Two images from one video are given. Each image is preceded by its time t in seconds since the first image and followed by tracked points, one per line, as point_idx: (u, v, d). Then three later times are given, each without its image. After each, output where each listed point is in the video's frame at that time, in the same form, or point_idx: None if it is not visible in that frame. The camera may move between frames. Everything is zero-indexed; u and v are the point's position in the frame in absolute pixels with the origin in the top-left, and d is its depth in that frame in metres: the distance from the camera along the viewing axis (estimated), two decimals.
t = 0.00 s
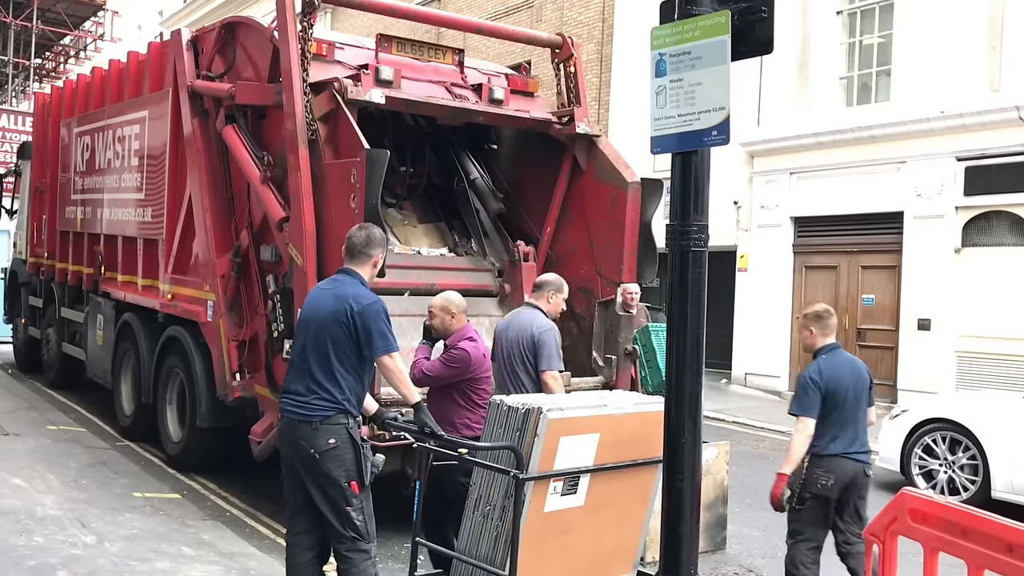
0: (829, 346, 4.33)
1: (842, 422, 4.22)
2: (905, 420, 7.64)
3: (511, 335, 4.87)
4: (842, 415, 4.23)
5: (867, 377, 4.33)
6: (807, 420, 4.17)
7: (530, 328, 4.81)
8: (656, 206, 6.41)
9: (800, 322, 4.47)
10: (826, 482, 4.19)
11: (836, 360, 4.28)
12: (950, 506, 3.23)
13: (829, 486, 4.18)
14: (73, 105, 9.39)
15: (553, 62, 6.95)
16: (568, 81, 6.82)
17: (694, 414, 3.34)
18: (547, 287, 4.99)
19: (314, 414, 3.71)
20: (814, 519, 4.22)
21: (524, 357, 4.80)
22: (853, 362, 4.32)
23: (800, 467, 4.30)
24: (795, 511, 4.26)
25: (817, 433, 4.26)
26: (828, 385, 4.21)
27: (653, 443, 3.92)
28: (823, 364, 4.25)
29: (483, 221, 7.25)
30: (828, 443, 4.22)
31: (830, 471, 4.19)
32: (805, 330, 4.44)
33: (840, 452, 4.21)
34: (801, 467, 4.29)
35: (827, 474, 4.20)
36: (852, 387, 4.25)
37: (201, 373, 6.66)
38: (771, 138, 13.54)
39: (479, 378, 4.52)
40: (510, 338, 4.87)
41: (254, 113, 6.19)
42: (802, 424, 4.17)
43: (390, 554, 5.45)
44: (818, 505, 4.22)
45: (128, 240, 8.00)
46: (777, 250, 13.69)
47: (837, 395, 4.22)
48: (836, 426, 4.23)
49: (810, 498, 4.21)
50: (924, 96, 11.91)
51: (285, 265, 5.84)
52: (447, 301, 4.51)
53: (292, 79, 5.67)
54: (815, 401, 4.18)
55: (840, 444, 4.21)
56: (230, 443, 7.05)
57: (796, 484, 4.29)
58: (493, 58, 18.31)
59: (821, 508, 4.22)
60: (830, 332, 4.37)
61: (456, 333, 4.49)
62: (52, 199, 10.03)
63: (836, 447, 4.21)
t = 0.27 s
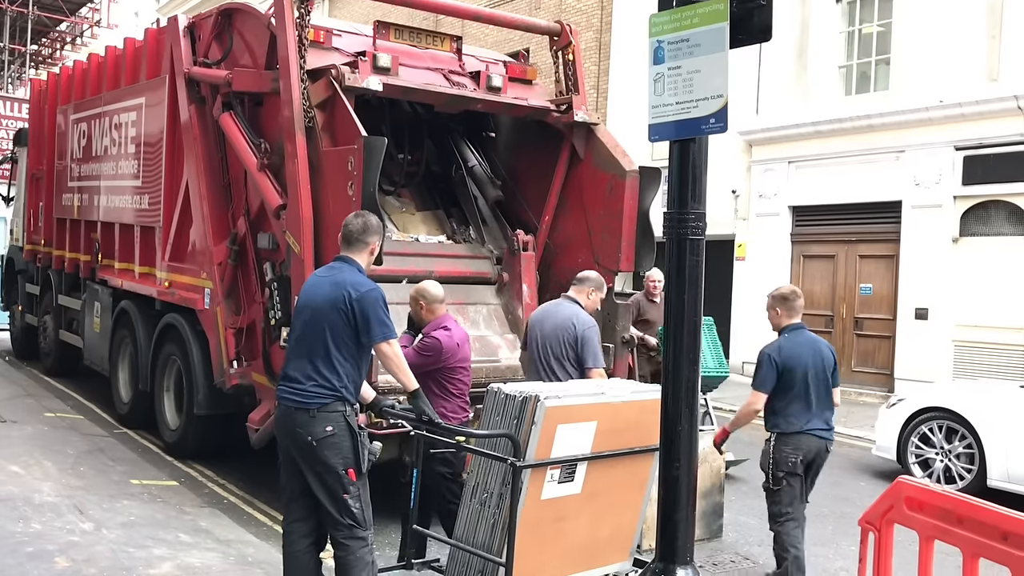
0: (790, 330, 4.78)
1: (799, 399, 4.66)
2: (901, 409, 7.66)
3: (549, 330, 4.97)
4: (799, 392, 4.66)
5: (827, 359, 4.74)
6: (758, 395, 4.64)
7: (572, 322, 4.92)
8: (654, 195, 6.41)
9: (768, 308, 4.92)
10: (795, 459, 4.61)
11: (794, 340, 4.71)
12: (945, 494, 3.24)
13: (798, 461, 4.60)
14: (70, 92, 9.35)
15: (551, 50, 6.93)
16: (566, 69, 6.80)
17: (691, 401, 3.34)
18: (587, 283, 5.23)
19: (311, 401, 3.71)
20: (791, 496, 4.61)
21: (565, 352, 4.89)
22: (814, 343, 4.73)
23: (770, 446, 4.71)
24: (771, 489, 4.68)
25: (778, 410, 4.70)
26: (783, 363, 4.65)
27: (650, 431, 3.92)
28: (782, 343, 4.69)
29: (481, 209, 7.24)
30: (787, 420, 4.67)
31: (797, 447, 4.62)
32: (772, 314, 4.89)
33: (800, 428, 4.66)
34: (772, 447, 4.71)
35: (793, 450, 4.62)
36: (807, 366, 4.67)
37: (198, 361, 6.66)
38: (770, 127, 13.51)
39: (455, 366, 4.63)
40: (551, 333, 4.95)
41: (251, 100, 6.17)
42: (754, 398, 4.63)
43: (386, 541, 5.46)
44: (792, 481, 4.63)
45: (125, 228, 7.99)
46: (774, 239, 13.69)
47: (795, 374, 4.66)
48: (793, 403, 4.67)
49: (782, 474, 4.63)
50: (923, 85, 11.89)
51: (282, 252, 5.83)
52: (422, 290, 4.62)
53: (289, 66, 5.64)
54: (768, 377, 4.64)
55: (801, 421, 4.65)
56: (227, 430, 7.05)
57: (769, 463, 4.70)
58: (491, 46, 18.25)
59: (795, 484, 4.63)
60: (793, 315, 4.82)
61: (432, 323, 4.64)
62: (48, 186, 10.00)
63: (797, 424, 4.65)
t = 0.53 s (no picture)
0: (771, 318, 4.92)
1: (779, 386, 4.80)
2: (899, 400, 7.67)
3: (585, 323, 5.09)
4: (779, 378, 4.81)
5: (804, 347, 4.90)
6: (742, 379, 4.76)
7: (606, 322, 5.07)
8: (652, 186, 6.42)
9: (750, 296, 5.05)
10: (772, 442, 4.76)
11: (775, 329, 4.85)
12: (942, 485, 3.24)
13: (776, 445, 4.75)
14: (67, 83, 9.33)
15: (550, 41, 6.91)
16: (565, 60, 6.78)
17: (690, 392, 3.33)
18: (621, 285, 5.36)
19: (311, 392, 3.70)
20: (772, 479, 4.74)
21: (604, 350, 5.05)
22: (791, 331, 4.89)
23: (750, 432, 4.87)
24: (754, 474, 4.81)
25: (758, 395, 4.83)
26: (764, 349, 4.79)
27: (648, 422, 3.93)
28: (764, 330, 4.83)
29: (480, 199, 7.22)
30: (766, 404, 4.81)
31: (775, 432, 4.77)
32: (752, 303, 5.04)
33: (779, 414, 4.79)
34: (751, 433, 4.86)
35: (772, 435, 4.77)
36: (787, 353, 4.81)
37: (196, 352, 6.65)
38: (769, 118, 13.50)
39: (420, 350, 4.77)
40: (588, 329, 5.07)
41: (249, 91, 6.16)
42: (739, 382, 4.76)
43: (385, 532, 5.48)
44: (772, 465, 4.77)
45: (123, 219, 7.98)
46: (773, 231, 13.69)
47: (775, 361, 4.80)
48: (773, 388, 4.81)
49: (762, 458, 4.77)
50: (922, 77, 11.87)
51: (281, 244, 5.82)
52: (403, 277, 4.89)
53: (287, 57, 5.63)
54: (751, 362, 4.77)
55: (781, 407, 4.78)
56: (226, 422, 7.06)
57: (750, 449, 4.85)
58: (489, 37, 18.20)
59: (775, 468, 4.76)
60: (775, 305, 4.96)
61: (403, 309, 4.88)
62: (47, 178, 9.98)
63: (777, 409, 4.79)
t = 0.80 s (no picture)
0: (759, 304, 5.09)
1: (773, 368, 4.97)
2: (899, 394, 7.68)
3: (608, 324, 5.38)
4: (773, 361, 4.98)
5: (790, 334, 5.14)
6: (742, 360, 4.89)
7: (627, 321, 5.37)
8: (653, 180, 6.40)
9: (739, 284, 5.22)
10: (761, 428, 4.95)
11: (767, 314, 5.03)
12: (941, 478, 3.26)
13: (763, 432, 4.95)
14: (67, 78, 9.32)
15: (549, 35, 6.91)
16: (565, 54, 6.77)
17: (689, 385, 3.34)
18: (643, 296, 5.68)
19: (316, 384, 3.71)
20: (749, 463, 4.94)
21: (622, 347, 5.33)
22: (780, 319, 5.09)
23: (737, 416, 5.02)
24: (729, 456, 4.99)
25: (753, 378, 4.97)
26: (760, 333, 4.95)
27: (647, 416, 3.95)
28: (757, 315, 5.00)
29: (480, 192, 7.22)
30: (758, 388, 4.97)
31: (764, 417, 4.95)
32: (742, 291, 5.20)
33: (773, 398, 4.96)
34: (737, 416, 5.02)
35: (761, 419, 4.95)
36: (779, 337, 5.01)
37: (197, 347, 6.66)
38: (769, 112, 13.49)
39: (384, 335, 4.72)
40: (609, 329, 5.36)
41: (249, 85, 6.16)
42: (739, 364, 4.88)
43: (386, 526, 5.49)
44: (753, 449, 4.97)
45: (123, 214, 7.98)
46: (773, 225, 13.69)
47: (769, 344, 4.97)
48: (768, 371, 4.97)
49: (746, 443, 4.96)
50: (922, 70, 11.86)
51: (281, 238, 5.82)
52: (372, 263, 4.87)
53: (287, 51, 5.63)
54: (748, 344, 4.91)
55: (772, 390, 4.96)
56: (227, 416, 7.06)
57: (733, 432, 5.01)
58: (489, 31, 18.18)
59: (755, 453, 4.96)
60: (765, 294, 5.11)
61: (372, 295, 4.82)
62: (47, 172, 9.98)
63: (767, 394, 4.96)
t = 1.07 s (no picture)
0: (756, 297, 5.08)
1: (775, 361, 5.02)
2: (902, 390, 7.67)
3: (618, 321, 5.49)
4: (773, 354, 5.02)
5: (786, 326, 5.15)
6: (745, 354, 4.88)
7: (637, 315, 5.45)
8: (656, 175, 6.40)
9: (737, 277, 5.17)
10: (767, 422, 4.93)
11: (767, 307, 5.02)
12: (945, 474, 3.25)
13: (768, 425, 4.93)
14: (70, 74, 9.32)
15: (552, 30, 6.90)
16: (568, 49, 6.76)
17: (694, 381, 3.34)
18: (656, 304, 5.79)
19: (328, 378, 3.75)
20: (753, 459, 4.94)
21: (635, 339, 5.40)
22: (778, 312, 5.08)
23: (741, 411, 4.98)
24: (734, 451, 4.97)
25: (755, 372, 4.97)
26: (763, 326, 4.95)
27: (650, 412, 3.94)
28: (758, 310, 4.97)
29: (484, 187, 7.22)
30: (761, 381, 4.98)
31: (769, 411, 4.94)
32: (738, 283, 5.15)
33: (776, 391, 5.00)
34: (740, 410, 4.98)
35: (766, 413, 4.95)
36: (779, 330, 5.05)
37: (201, 342, 6.67)
38: (773, 107, 13.47)
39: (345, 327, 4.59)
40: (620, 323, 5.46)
41: (252, 81, 6.15)
42: (744, 358, 4.87)
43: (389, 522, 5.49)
44: (758, 444, 4.96)
45: (126, 210, 7.99)
46: (777, 220, 13.67)
47: (770, 337, 4.99)
48: (770, 364, 5.00)
49: (752, 437, 4.93)
50: (926, 66, 11.83)
51: (284, 234, 5.82)
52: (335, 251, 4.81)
53: (290, 46, 5.62)
54: (752, 336, 4.89)
55: (773, 382, 4.99)
56: (230, 412, 7.07)
57: (739, 428, 4.97)
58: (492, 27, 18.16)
59: (760, 447, 4.95)
60: (763, 287, 5.11)
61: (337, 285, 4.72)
62: (50, 169, 9.98)
63: (767, 388, 4.97)
